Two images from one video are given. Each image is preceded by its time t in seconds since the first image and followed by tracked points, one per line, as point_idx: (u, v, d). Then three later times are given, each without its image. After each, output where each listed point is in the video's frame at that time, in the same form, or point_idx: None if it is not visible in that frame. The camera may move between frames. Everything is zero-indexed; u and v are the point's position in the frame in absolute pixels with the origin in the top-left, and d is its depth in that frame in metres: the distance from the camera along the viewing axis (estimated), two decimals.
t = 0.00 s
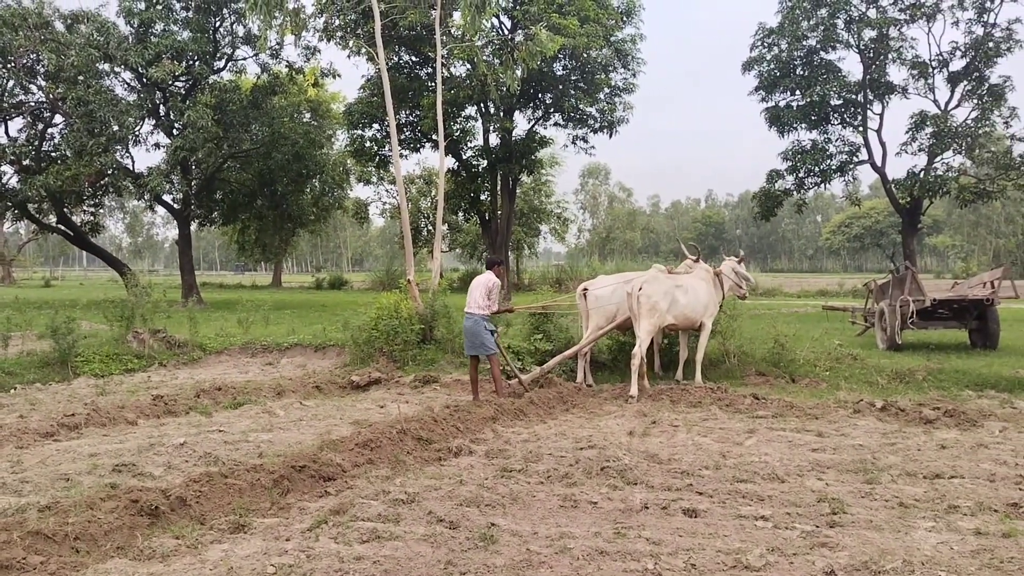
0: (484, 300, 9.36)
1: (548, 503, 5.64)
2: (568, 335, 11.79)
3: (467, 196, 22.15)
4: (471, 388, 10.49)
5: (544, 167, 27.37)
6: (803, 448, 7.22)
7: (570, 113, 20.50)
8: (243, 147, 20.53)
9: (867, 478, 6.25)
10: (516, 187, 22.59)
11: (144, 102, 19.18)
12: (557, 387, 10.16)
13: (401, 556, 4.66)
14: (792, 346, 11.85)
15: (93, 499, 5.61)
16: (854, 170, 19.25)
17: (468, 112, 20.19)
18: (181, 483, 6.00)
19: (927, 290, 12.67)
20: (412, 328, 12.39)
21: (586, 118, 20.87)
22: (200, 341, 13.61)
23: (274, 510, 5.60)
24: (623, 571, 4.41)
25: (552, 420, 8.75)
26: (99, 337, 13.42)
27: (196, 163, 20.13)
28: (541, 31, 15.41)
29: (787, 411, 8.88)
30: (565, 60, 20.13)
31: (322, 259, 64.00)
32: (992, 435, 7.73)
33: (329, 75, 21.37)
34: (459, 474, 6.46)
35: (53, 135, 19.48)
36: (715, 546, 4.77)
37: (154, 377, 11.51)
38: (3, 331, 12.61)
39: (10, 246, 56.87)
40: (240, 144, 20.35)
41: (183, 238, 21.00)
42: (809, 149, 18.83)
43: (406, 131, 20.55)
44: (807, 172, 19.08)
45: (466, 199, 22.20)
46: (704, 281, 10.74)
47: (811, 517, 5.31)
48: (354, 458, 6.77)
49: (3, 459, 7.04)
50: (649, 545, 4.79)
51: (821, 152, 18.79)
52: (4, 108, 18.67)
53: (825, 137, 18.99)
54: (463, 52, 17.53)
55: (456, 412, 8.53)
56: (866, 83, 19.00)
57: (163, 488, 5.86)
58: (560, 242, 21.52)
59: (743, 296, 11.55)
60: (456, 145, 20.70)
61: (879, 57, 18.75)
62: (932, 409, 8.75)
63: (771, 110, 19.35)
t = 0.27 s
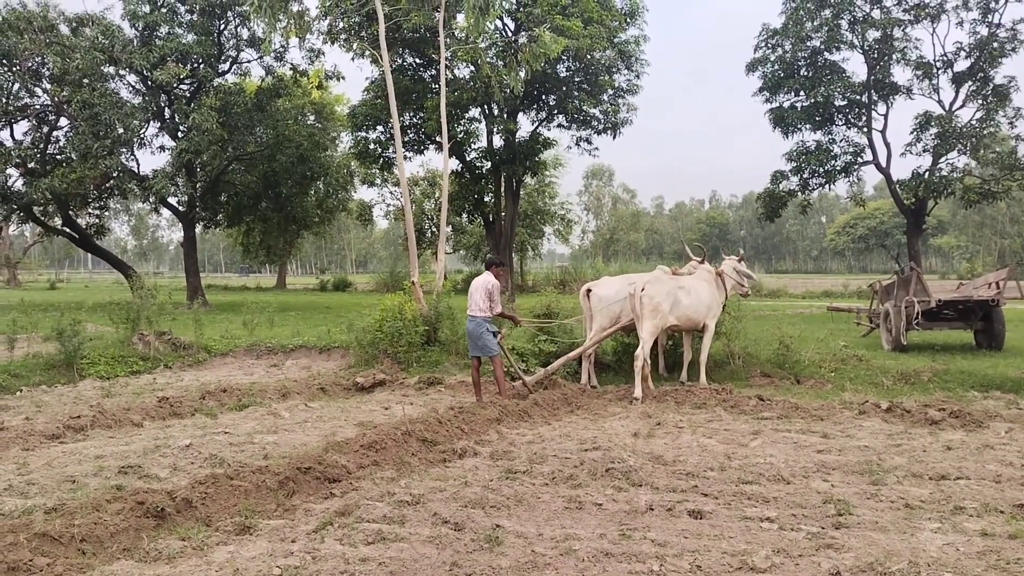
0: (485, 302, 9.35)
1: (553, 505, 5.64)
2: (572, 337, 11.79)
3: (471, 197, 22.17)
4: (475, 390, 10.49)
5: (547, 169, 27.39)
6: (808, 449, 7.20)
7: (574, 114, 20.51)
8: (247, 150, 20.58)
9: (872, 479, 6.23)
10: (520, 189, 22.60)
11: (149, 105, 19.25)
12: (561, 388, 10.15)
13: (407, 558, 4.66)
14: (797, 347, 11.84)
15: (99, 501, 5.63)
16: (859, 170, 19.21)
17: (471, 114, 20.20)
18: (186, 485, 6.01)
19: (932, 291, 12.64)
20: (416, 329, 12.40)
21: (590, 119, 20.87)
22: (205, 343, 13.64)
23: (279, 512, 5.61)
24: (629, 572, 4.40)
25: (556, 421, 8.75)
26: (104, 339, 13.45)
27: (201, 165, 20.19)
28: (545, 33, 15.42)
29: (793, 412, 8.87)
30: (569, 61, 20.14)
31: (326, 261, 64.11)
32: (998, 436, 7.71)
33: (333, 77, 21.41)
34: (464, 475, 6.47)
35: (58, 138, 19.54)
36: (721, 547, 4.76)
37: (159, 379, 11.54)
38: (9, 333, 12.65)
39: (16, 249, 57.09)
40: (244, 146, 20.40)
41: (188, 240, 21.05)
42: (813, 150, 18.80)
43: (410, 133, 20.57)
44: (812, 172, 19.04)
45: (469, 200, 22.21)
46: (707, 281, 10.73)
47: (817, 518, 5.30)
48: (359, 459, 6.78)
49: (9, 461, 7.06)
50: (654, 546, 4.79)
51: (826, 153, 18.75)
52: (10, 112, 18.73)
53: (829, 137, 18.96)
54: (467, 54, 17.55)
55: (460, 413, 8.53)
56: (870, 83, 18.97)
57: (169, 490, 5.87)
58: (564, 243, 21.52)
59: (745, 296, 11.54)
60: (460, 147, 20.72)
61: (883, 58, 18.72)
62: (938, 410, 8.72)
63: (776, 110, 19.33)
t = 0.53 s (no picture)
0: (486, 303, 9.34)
1: (555, 505, 5.64)
2: (574, 337, 11.78)
3: (473, 198, 22.18)
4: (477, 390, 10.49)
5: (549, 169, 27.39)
6: (811, 449, 7.19)
7: (576, 114, 20.50)
8: (249, 151, 20.60)
9: (875, 479, 6.22)
10: (522, 189, 22.60)
11: (151, 106, 19.29)
12: (563, 388, 10.15)
13: (410, 558, 4.66)
14: (800, 346, 11.82)
15: (102, 502, 5.63)
16: (861, 170, 19.18)
17: (473, 115, 20.21)
18: (189, 486, 6.01)
19: (935, 291, 12.61)
20: (419, 330, 12.40)
21: (592, 119, 20.86)
22: (208, 344, 13.66)
23: (282, 512, 5.61)
24: (632, 572, 4.40)
25: (559, 421, 8.75)
26: (107, 340, 13.47)
27: (203, 166, 20.22)
28: (546, 33, 15.42)
29: (795, 412, 8.86)
30: (571, 61, 20.14)
31: (329, 262, 64.19)
32: (1001, 435, 7.69)
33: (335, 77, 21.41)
34: (466, 475, 6.47)
35: (60, 139, 19.58)
36: (723, 547, 4.76)
37: (162, 380, 11.56)
38: (12, 334, 12.68)
39: (18, 250, 57.08)
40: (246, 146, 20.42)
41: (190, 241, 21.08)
42: (815, 150, 18.78)
43: (412, 134, 20.58)
44: (814, 172, 19.02)
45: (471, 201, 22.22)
46: (708, 280, 10.71)
47: (820, 518, 5.29)
48: (361, 459, 6.78)
49: (12, 461, 7.07)
50: (657, 546, 4.78)
51: (828, 152, 18.73)
52: (12, 113, 18.77)
53: (832, 137, 18.94)
54: (469, 54, 17.56)
55: (463, 413, 8.53)
56: (873, 83, 18.94)
57: (172, 490, 5.88)
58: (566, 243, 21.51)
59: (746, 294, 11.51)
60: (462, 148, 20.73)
61: (885, 57, 18.69)
62: (941, 409, 8.70)
63: (778, 110, 19.31)
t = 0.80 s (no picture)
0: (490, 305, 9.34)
1: (558, 505, 5.64)
2: (577, 337, 11.76)
3: (475, 198, 22.19)
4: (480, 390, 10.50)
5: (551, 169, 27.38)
6: (814, 449, 7.17)
7: (578, 113, 20.49)
8: (252, 151, 20.62)
9: (879, 478, 6.21)
10: (524, 189, 22.60)
11: (154, 107, 19.33)
12: (566, 388, 10.14)
13: (414, 558, 4.66)
14: (803, 346, 11.80)
15: (106, 503, 5.64)
16: (864, 169, 19.14)
17: (475, 114, 20.21)
18: (193, 486, 6.02)
19: (938, 290, 12.58)
20: (422, 330, 12.40)
21: (595, 119, 20.85)
22: (211, 344, 13.69)
23: (285, 512, 5.62)
24: (636, 572, 4.40)
25: (561, 421, 8.74)
26: (111, 340, 13.51)
27: (206, 167, 20.26)
28: (548, 33, 15.42)
29: (799, 412, 8.84)
30: (573, 60, 20.14)
31: (332, 262, 64.26)
32: (1005, 434, 7.67)
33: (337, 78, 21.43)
34: (469, 475, 6.47)
35: (63, 140, 19.64)
36: (727, 547, 4.75)
37: (165, 380, 11.59)
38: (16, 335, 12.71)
39: (22, 251, 57.22)
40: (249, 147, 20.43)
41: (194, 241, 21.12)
42: (818, 149, 18.74)
43: (414, 134, 20.60)
44: (817, 171, 18.98)
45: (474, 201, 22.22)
46: (710, 280, 10.69)
47: (823, 518, 5.28)
48: (364, 459, 6.78)
49: (17, 462, 7.09)
50: (660, 546, 4.77)
51: (831, 151, 18.70)
52: (15, 114, 18.83)
53: (835, 136, 18.90)
54: (471, 54, 17.57)
55: (466, 413, 8.54)
56: (876, 81, 18.91)
57: (175, 491, 5.89)
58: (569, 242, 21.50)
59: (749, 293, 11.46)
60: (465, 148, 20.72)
61: (888, 56, 18.65)
62: (945, 408, 8.68)
63: (781, 109, 19.29)
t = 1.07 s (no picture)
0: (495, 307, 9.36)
1: (562, 505, 5.63)
2: (580, 337, 11.75)
3: (478, 198, 22.19)
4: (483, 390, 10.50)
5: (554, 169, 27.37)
6: (818, 448, 7.16)
7: (581, 113, 20.48)
8: (255, 151, 20.65)
9: (883, 478, 6.20)
10: (527, 189, 22.60)
11: (157, 108, 19.37)
12: (569, 388, 10.13)
13: (417, 558, 4.67)
14: (806, 345, 11.77)
15: (110, 503, 5.64)
16: (868, 168, 19.09)
17: (478, 114, 20.21)
18: (196, 486, 6.02)
19: (942, 289, 12.54)
20: (425, 330, 12.41)
21: (598, 118, 20.84)
22: (215, 344, 13.72)
23: (289, 512, 5.63)
24: (639, 572, 4.39)
25: (565, 421, 8.74)
26: (115, 340, 13.54)
27: (209, 167, 20.28)
28: (551, 33, 15.41)
29: (802, 411, 8.83)
30: (575, 60, 20.13)
31: (335, 262, 64.34)
32: (1010, 434, 7.65)
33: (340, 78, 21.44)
34: (472, 475, 6.47)
35: (67, 141, 19.69)
36: (731, 547, 4.74)
37: (169, 380, 11.62)
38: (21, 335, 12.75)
39: (27, 251, 57.41)
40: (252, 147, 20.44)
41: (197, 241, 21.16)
42: (822, 148, 18.70)
43: (417, 134, 20.63)
44: (820, 170, 18.94)
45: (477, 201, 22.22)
46: (713, 279, 10.68)
47: (827, 517, 5.27)
48: (368, 459, 6.79)
49: (21, 462, 7.11)
50: (664, 546, 4.77)
51: (835, 150, 18.66)
52: (19, 115, 18.88)
53: (838, 135, 18.85)
54: (474, 54, 17.57)
55: (469, 413, 8.54)
56: (880, 80, 18.86)
57: (179, 491, 5.90)
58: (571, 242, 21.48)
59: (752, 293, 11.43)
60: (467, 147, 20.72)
61: (891, 55, 18.61)
62: (949, 408, 8.66)
63: (784, 108, 19.25)
